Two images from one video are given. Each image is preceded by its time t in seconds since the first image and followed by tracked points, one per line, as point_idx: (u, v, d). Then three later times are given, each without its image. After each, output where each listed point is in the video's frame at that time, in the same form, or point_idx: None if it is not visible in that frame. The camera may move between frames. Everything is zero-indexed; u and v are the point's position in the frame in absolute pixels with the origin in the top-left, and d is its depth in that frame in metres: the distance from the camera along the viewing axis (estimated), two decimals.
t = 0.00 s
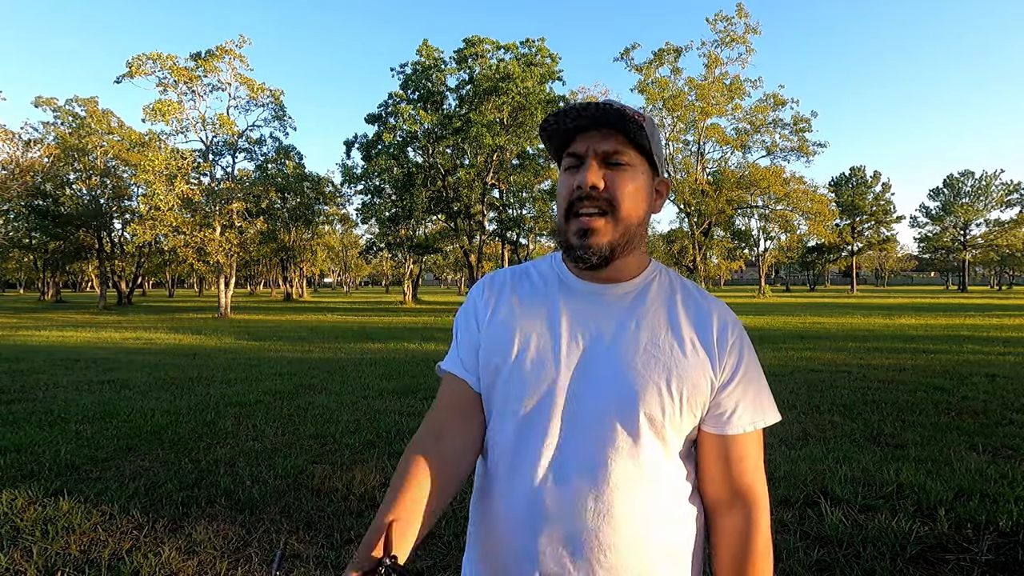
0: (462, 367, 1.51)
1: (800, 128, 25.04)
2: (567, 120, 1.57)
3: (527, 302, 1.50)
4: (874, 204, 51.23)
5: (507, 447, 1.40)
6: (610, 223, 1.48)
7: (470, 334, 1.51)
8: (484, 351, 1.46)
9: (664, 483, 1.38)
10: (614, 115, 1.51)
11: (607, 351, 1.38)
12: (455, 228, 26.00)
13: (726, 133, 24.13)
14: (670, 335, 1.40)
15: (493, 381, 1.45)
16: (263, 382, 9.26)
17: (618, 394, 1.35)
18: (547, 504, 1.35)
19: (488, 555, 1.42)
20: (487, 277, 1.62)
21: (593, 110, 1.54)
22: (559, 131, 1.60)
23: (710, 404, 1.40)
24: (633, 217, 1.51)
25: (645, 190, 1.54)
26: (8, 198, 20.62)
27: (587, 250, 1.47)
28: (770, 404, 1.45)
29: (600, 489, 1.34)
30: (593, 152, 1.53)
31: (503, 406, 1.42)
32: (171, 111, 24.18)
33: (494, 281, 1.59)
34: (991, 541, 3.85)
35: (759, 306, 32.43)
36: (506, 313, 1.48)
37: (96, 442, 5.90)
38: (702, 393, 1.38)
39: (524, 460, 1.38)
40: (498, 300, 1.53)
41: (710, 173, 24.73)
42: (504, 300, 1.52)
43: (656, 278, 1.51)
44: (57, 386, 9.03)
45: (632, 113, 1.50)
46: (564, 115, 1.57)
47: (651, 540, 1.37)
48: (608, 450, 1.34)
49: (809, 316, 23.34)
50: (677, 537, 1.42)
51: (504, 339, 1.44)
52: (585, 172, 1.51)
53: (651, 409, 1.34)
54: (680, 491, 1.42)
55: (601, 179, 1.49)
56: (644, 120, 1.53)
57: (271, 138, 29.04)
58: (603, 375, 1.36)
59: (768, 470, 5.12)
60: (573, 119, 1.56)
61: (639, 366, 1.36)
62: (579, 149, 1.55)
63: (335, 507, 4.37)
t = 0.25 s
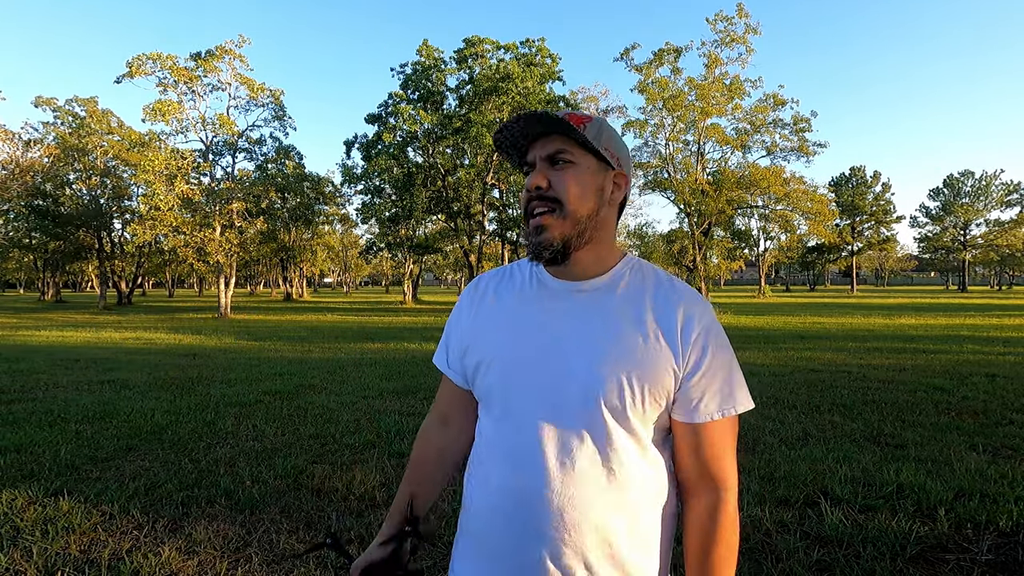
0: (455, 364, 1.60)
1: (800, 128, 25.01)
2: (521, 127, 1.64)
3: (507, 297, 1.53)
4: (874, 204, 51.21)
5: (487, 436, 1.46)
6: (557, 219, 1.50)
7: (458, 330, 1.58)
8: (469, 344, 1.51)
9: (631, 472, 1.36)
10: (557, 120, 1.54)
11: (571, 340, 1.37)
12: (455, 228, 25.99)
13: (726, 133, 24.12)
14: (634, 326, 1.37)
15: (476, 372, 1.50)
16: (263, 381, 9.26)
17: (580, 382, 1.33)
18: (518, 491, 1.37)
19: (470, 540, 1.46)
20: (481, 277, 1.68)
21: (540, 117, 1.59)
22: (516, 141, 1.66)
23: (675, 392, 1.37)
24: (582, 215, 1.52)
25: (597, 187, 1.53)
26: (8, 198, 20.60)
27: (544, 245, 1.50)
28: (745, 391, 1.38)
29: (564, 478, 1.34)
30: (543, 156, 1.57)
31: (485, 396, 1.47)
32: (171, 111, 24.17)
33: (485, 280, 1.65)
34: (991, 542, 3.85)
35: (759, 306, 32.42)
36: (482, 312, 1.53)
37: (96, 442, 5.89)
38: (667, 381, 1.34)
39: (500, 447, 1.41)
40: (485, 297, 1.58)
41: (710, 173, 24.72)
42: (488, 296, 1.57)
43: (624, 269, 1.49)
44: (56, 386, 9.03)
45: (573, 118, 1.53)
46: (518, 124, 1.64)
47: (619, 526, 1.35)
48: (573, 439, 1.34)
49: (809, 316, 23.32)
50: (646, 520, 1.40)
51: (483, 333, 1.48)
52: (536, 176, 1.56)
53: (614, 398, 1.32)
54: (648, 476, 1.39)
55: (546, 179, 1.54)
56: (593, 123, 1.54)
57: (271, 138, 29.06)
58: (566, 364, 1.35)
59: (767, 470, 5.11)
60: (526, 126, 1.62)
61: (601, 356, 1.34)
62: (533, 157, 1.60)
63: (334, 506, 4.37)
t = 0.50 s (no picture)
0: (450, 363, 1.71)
1: (800, 128, 24.99)
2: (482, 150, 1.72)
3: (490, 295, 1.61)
4: (874, 204, 51.20)
5: (473, 429, 1.54)
6: (506, 232, 1.57)
7: (450, 331, 1.68)
8: (457, 344, 1.62)
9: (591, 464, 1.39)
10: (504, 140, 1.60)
11: (532, 340, 1.43)
12: (455, 228, 25.97)
13: (726, 133, 24.11)
14: (591, 322, 1.38)
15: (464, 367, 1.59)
16: (263, 382, 9.26)
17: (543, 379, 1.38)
18: (492, 480, 1.45)
19: (459, 527, 1.55)
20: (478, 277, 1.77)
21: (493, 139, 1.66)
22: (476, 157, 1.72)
23: (632, 385, 1.36)
24: (530, 223, 1.54)
25: (546, 194, 1.53)
26: (8, 198, 20.58)
27: (503, 255, 1.57)
28: (704, 385, 1.35)
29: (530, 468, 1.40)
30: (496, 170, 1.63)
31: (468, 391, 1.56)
32: (171, 111, 24.18)
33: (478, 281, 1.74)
34: (991, 542, 3.85)
35: (760, 306, 32.38)
36: (467, 316, 1.62)
37: (96, 442, 5.89)
38: (622, 377, 1.35)
39: (479, 439, 1.51)
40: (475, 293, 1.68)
41: (710, 173, 24.71)
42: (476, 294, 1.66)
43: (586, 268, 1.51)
44: (56, 386, 9.02)
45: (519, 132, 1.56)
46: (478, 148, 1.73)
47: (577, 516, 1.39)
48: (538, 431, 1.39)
49: (809, 316, 23.31)
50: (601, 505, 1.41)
51: (465, 335, 1.58)
52: (488, 193, 1.63)
53: (570, 396, 1.36)
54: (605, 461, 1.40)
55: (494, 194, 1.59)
56: (542, 133, 1.55)
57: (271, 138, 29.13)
58: (528, 363, 1.41)
59: (767, 470, 5.11)
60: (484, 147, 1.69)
61: (558, 354, 1.38)
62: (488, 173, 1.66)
63: (334, 507, 4.37)
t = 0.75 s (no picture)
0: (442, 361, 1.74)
1: (800, 128, 24.99)
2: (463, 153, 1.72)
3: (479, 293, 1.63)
4: (874, 204, 51.20)
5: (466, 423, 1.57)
6: (484, 234, 1.58)
7: (441, 329, 1.70)
8: (446, 342, 1.64)
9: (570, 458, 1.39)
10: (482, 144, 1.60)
11: (511, 337, 1.44)
12: (455, 228, 25.97)
13: (726, 133, 24.12)
14: (566, 317, 1.38)
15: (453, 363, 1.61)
16: (263, 382, 9.26)
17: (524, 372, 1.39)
18: (480, 475, 1.48)
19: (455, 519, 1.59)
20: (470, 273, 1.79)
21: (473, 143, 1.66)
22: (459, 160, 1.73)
23: (606, 375, 1.34)
24: (506, 225, 1.54)
25: (523, 194, 1.53)
26: (8, 198, 20.57)
27: (480, 254, 1.59)
28: (679, 375, 1.35)
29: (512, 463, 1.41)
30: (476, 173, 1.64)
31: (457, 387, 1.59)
32: (171, 111, 24.18)
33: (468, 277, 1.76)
34: (991, 542, 3.85)
35: (760, 306, 32.39)
36: (455, 314, 1.64)
37: (96, 442, 5.89)
38: (596, 370, 1.34)
39: (468, 435, 1.54)
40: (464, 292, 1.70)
41: (710, 173, 24.72)
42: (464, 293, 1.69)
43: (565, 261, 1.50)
44: (56, 386, 9.02)
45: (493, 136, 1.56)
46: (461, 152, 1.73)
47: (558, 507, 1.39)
48: (518, 426, 1.40)
49: (809, 316, 23.31)
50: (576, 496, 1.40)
51: (453, 333, 1.60)
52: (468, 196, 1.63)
53: (547, 391, 1.36)
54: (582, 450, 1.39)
55: (472, 197, 1.60)
56: (517, 134, 1.55)
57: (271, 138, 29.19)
58: (508, 359, 1.42)
59: (767, 470, 5.11)
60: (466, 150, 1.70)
61: (535, 350, 1.38)
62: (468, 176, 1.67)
63: (334, 507, 4.37)
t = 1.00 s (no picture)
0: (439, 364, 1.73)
1: (800, 128, 24.99)
2: (472, 141, 1.61)
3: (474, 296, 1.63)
4: (874, 204, 51.23)
5: (462, 428, 1.55)
6: (503, 232, 1.50)
7: (439, 331, 1.70)
8: (443, 343, 1.63)
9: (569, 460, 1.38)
10: (504, 136, 1.51)
11: (512, 335, 1.43)
12: (455, 228, 25.98)
13: (726, 133, 24.14)
14: (568, 314, 1.38)
15: (450, 364, 1.61)
16: (263, 382, 9.26)
17: (523, 370, 1.39)
18: (475, 476, 1.47)
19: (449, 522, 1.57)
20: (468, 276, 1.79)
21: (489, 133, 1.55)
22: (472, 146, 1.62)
23: (607, 375, 1.35)
24: (529, 226, 1.50)
25: (546, 196, 1.52)
26: (8, 198, 20.56)
27: (492, 252, 1.51)
28: (681, 372, 1.35)
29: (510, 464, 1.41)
30: (494, 166, 1.55)
31: (455, 388, 1.58)
32: (171, 111, 24.18)
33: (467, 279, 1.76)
34: (991, 542, 3.85)
35: (760, 306, 32.41)
36: (452, 316, 1.63)
37: (96, 442, 5.89)
38: (598, 367, 1.34)
39: (464, 437, 1.53)
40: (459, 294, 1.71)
41: (710, 173, 24.73)
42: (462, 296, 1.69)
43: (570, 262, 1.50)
44: (57, 386, 9.03)
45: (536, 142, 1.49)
46: (468, 140, 1.61)
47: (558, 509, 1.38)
48: (516, 425, 1.39)
49: (809, 316, 23.33)
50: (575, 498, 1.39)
51: (451, 333, 1.60)
52: (486, 190, 1.53)
53: (549, 389, 1.35)
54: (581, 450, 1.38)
55: (495, 193, 1.51)
56: (543, 133, 1.51)
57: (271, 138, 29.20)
58: (507, 357, 1.42)
59: (767, 470, 5.11)
60: (477, 140, 1.58)
61: (535, 348, 1.38)
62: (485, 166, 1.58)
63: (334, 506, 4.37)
